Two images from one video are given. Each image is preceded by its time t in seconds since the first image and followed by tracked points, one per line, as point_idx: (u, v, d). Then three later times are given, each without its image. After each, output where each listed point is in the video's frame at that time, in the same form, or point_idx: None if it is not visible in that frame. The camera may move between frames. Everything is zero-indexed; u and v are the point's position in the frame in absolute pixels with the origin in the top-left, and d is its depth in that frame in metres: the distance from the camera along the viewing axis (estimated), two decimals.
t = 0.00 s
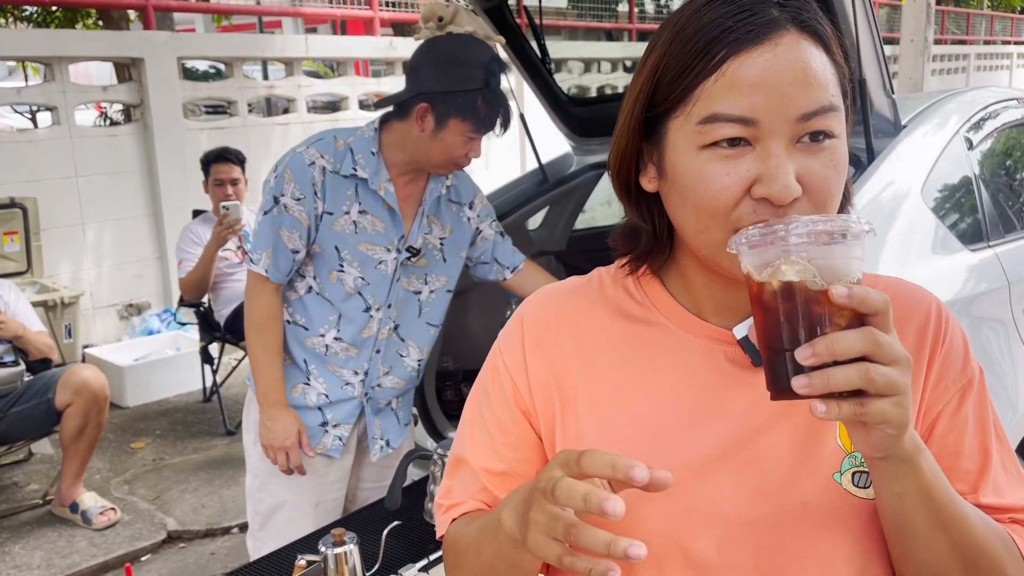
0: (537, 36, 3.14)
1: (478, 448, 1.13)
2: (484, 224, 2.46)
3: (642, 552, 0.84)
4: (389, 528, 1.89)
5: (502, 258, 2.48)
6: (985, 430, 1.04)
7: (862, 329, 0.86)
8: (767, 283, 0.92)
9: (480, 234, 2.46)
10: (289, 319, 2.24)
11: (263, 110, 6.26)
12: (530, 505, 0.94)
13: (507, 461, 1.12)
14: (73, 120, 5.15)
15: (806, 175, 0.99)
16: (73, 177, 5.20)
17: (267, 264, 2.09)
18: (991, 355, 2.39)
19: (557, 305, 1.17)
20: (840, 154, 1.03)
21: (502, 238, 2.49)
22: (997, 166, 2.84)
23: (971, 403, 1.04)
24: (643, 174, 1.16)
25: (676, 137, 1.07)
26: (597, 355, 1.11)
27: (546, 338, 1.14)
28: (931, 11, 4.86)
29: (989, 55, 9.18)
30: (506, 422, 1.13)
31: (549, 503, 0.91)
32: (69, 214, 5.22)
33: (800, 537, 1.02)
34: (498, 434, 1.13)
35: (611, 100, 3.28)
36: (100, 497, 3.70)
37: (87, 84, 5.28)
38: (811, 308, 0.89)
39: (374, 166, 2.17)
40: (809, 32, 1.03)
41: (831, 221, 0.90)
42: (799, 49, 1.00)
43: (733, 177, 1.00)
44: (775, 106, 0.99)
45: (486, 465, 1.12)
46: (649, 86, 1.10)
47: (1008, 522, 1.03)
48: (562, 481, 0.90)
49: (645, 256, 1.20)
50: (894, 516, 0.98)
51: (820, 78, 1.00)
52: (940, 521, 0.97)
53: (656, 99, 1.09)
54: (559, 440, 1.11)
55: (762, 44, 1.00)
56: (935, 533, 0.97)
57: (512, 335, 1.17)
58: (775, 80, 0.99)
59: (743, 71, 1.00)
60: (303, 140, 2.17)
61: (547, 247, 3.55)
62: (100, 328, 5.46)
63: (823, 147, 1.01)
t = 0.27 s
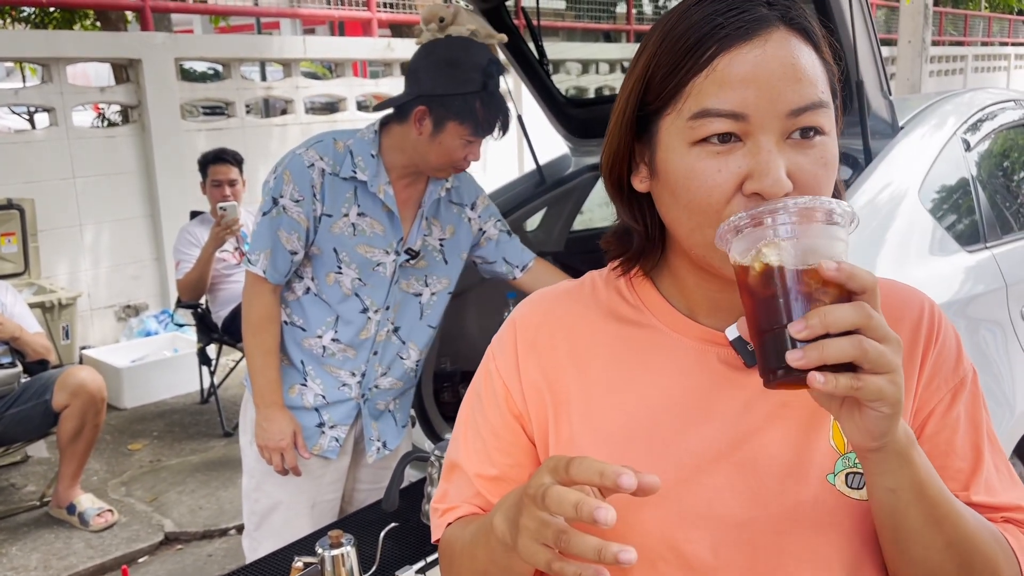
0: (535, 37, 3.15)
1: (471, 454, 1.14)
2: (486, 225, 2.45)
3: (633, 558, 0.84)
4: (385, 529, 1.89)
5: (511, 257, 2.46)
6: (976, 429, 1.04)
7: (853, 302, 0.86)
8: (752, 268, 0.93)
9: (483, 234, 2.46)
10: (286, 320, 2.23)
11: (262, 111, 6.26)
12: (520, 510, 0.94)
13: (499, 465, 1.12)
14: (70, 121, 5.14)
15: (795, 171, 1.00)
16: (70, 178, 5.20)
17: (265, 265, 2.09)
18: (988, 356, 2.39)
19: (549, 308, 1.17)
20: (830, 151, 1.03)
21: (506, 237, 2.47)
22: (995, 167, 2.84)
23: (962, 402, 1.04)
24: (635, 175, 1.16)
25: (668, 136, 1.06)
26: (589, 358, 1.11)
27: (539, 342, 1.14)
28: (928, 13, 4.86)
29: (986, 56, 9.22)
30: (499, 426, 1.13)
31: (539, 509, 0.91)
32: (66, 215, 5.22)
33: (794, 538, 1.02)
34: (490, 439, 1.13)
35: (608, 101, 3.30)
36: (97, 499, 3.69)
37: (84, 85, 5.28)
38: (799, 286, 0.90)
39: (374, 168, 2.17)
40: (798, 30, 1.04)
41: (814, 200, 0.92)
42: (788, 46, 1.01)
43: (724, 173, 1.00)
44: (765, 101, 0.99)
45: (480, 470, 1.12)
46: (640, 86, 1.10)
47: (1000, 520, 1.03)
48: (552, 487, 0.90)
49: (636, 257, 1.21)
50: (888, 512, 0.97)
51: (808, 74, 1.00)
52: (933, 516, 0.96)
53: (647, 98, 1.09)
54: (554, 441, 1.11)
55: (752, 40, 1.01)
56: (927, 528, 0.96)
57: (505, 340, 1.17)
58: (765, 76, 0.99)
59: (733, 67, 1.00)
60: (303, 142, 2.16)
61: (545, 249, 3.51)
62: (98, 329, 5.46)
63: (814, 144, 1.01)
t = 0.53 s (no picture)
0: (534, 39, 3.15)
1: (470, 455, 1.14)
2: (492, 228, 2.44)
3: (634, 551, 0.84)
4: (384, 529, 1.89)
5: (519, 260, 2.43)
6: (976, 427, 1.04)
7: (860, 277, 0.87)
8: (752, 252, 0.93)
9: (489, 238, 2.45)
10: (286, 320, 2.24)
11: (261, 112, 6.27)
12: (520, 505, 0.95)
13: (498, 466, 1.12)
14: (70, 121, 5.14)
15: (790, 170, 1.00)
16: (70, 179, 5.20)
17: (266, 265, 2.09)
18: (987, 357, 2.39)
19: (546, 309, 1.17)
20: (824, 151, 1.03)
21: (511, 240, 2.46)
22: (994, 168, 2.84)
23: (960, 400, 1.04)
24: (630, 176, 1.16)
25: (664, 137, 1.07)
26: (588, 359, 1.11)
27: (537, 343, 1.14)
28: (927, 14, 4.87)
29: (986, 56, 9.22)
30: (497, 427, 1.13)
31: (540, 502, 0.91)
32: (66, 215, 5.22)
33: (792, 538, 1.02)
34: (489, 440, 1.13)
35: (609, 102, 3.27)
36: (97, 499, 3.69)
37: (84, 86, 5.28)
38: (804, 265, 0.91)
39: (378, 172, 2.17)
40: (791, 31, 1.04)
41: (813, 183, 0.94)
42: (782, 46, 1.01)
43: (720, 174, 1.00)
44: (759, 102, 0.99)
45: (479, 472, 1.12)
46: (635, 87, 1.10)
47: (1002, 516, 1.03)
48: (553, 481, 0.90)
49: (633, 257, 1.22)
50: (896, 504, 0.96)
51: (802, 74, 1.01)
52: (940, 507, 0.96)
53: (642, 100, 1.10)
54: (552, 441, 1.11)
55: (745, 41, 1.01)
56: (934, 521, 0.96)
57: (503, 341, 1.17)
58: (759, 76, 1.00)
59: (727, 68, 1.01)
60: (307, 143, 2.17)
61: (544, 249, 3.52)
62: (97, 329, 5.45)
63: (808, 143, 1.02)
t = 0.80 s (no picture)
0: (534, 39, 3.16)
1: (470, 456, 1.14)
2: (493, 232, 2.44)
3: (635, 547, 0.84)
4: (384, 530, 1.89)
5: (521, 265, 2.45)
6: (976, 425, 1.04)
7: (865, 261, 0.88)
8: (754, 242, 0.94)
9: (490, 242, 2.45)
10: (286, 320, 2.24)
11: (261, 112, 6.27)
12: (521, 503, 0.95)
13: (498, 467, 1.12)
14: (70, 121, 5.14)
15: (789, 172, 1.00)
16: (70, 179, 5.20)
17: (266, 265, 2.09)
18: (987, 358, 2.39)
19: (545, 309, 1.17)
20: (823, 152, 1.03)
21: (512, 244, 2.46)
22: (994, 169, 2.84)
23: (959, 398, 1.04)
24: (630, 177, 1.16)
25: (664, 139, 1.07)
26: (587, 360, 1.11)
27: (536, 343, 1.14)
28: (927, 15, 4.87)
29: (985, 57, 9.23)
30: (497, 428, 1.13)
31: (541, 501, 0.91)
32: (66, 215, 5.22)
33: (792, 537, 1.02)
34: (489, 441, 1.13)
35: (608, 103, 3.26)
36: (96, 500, 3.69)
37: (84, 86, 5.28)
38: (810, 253, 0.91)
39: (379, 175, 2.16)
40: (789, 32, 1.05)
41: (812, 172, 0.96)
42: (781, 48, 1.01)
43: (720, 175, 1.01)
44: (760, 103, 0.99)
45: (479, 473, 1.12)
46: (635, 88, 1.10)
47: (1007, 511, 1.03)
48: (555, 478, 0.90)
49: (631, 257, 1.22)
50: (906, 497, 0.96)
51: (802, 75, 1.01)
52: (950, 499, 0.95)
53: (642, 101, 1.10)
54: (552, 442, 1.11)
55: (745, 43, 1.01)
56: (945, 514, 0.96)
57: (502, 342, 1.17)
58: (760, 78, 1.00)
59: (727, 69, 1.01)
60: (309, 145, 2.17)
61: (544, 249, 3.49)
62: (96, 329, 5.45)
63: (807, 145, 1.02)
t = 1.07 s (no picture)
0: (534, 40, 3.17)
1: (468, 457, 1.14)
2: (492, 235, 2.44)
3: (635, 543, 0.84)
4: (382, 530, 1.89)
5: (521, 269, 2.45)
6: (975, 421, 1.04)
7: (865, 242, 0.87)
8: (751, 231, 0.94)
9: (489, 244, 2.44)
10: (285, 320, 2.25)
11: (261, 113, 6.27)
12: (520, 500, 0.94)
13: (496, 467, 1.12)
14: (69, 121, 5.14)
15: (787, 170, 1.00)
16: (69, 179, 5.20)
17: (265, 266, 2.09)
18: (985, 359, 2.39)
19: (542, 310, 1.18)
20: (820, 150, 1.03)
21: (511, 247, 2.46)
22: (993, 171, 2.84)
23: (956, 395, 1.04)
24: (627, 177, 1.16)
25: (661, 138, 1.07)
26: (585, 361, 1.12)
27: (533, 344, 1.15)
28: (927, 17, 4.87)
29: (984, 59, 9.25)
30: (495, 428, 1.13)
31: (541, 497, 0.91)
32: (65, 215, 5.22)
33: (789, 538, 1.02)
34: (487, 442, 1.13)
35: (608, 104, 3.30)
36: (95, 500, 3.69)
37: (84, 86, 5.28)
38: (806, 236, 0.92)
39: (378, 177, 2.17)
40: (785, 32, 1.05)
41: (804, 159, 0.97)
42: (778, 47, 1.02)
43: (719, 174, 1.01)
44: (757, 102, 1.00)
45: (477, 473, 1.12)
46: (632, 89, 1.10)
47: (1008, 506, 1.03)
48: (554, 474, 0.89)
49: (628, 258, 1.22)
50: (914, 484, 0.94)
51: (798, 74, 1.01)
52: (958, 485, 0.94)
53: (639, 102, 1.10)
54: (549, 441, 1.10)
55: (742, 42, 1.01)
56: (954, 501, 0.94)
57: (499, 343, 1.17)
58: (757, 77, 1.00)
59: (725, 68, 1.01)
60: (309, 146, 2.17)
61: (543, 250, 3.51)
62: (96, 329, 5.45)
63: (804, 143, 1.02)
